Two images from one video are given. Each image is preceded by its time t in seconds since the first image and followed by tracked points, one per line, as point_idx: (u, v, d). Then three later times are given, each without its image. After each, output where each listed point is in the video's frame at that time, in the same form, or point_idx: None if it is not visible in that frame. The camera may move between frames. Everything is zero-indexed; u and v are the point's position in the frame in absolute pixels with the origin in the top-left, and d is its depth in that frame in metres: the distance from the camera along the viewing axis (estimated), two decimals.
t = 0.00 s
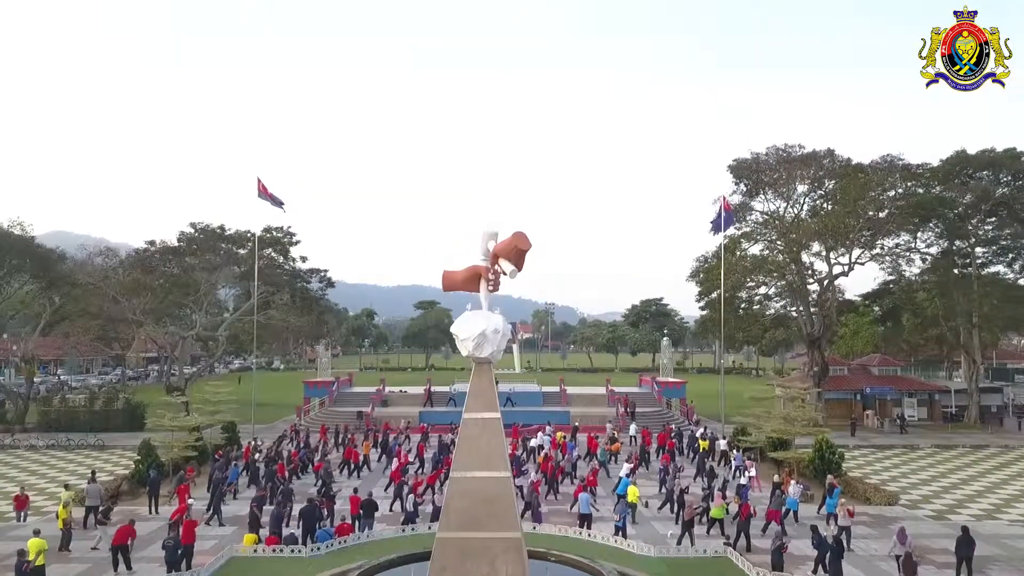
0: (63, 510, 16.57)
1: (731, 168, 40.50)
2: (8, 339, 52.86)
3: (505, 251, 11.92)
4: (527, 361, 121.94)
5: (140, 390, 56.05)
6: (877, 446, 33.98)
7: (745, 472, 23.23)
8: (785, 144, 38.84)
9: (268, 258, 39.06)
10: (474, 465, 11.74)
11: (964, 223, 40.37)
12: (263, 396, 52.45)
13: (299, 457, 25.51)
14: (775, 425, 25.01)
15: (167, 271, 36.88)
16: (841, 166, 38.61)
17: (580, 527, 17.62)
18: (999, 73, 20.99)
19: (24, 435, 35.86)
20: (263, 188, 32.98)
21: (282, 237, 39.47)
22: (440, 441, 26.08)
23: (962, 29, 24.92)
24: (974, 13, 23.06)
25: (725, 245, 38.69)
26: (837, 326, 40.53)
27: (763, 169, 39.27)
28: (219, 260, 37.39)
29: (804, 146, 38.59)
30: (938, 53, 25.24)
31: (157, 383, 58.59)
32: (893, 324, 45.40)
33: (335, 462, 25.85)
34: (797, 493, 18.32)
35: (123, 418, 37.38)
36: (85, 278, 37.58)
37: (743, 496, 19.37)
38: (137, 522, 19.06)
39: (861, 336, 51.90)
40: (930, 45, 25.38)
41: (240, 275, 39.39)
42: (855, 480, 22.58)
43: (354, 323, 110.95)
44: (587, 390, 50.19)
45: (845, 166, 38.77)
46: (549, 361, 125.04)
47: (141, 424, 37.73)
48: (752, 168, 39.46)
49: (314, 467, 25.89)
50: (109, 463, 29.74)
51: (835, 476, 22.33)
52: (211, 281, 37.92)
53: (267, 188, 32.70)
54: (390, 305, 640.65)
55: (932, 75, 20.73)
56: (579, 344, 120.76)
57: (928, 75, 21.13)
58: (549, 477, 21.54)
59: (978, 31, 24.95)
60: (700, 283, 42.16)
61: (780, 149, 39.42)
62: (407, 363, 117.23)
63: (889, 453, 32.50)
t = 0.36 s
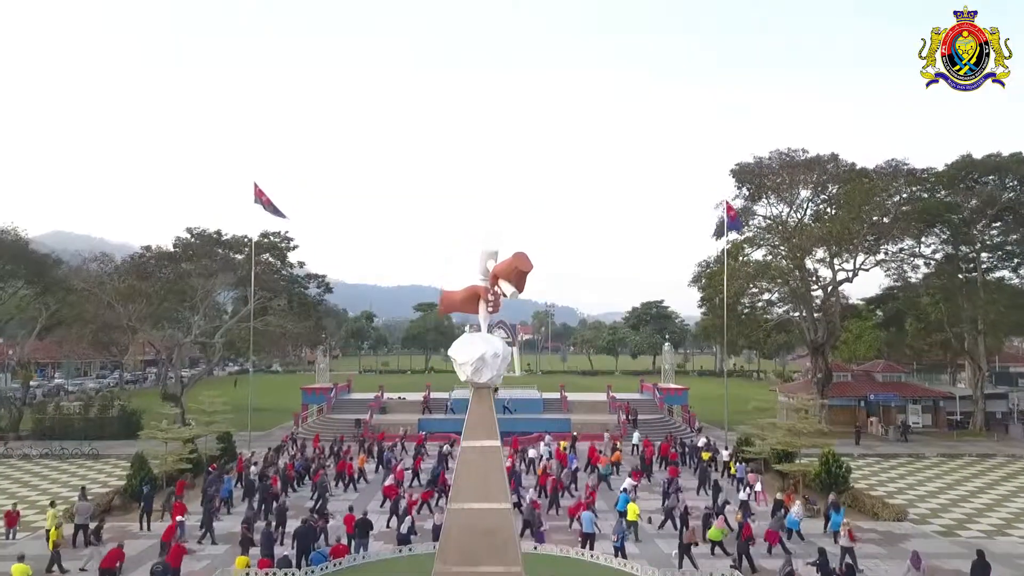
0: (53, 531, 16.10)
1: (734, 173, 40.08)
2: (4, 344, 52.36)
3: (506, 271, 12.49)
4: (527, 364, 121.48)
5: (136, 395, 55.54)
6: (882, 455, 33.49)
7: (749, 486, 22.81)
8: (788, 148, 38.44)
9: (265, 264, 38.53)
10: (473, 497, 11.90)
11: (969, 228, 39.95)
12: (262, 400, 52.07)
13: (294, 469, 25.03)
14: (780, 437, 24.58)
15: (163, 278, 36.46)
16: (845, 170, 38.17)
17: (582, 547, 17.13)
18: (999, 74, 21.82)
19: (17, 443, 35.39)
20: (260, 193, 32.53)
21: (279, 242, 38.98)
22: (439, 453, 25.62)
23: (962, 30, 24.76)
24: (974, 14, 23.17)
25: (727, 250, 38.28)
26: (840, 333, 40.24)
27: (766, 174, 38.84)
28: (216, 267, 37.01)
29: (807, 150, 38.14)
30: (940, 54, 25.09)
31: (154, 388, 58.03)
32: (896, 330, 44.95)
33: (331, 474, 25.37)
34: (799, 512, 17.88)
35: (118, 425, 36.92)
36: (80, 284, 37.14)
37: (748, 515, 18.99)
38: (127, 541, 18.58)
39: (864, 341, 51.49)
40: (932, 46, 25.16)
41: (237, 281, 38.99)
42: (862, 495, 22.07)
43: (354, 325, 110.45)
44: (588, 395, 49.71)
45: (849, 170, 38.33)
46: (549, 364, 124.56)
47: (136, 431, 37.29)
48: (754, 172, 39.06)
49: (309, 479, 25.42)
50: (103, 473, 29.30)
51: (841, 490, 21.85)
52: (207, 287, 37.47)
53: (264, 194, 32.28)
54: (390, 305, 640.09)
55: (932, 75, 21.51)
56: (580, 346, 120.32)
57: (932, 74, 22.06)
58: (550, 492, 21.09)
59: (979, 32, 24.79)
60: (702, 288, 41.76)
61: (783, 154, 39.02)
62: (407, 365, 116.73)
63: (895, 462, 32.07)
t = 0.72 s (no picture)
0: (47, 553, 15.54)
1: (737, 176, 39.65)
2: None
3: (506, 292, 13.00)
4: (528, 365, 121.12)
5: (133, 400, 55.04)
6: (887, 464, 33.02)
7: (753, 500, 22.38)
8: (792, 151, 37.99)
9: (263, 269, 38.19)
10: (474, 529, 12.19)
11: (973, 232, 39.58)
12: (260, 405, 51.58)
13: (289, 480, 24.57)
14: (785, 449, 24.18)
15: (157, 284, 35.57)
16: (850, 175, 37.69)
17: (583, 567, 16.68)
18: (999, 73, 22.57)
19: (10, 451, 34.92)
20: (257, 200, 32.12)
21: (277, 246, 38.68)
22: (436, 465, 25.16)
23: (963, 31, 24.55)
24: (977, 16, 23.00)
25: (731, 255, 37.85)
26: (843, 339, 40.08)
27: (770, 178, 38.33)
28: (212, 273, 36.12)
29: (811, 154, 37.69)
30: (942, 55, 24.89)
31: (151, 393, 57.58)
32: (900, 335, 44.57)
33: (326, 487, 24.88)
34: (804, 530, 17.44)
35: (113, 433, 36.44)
36: (74, 289, 36.70)
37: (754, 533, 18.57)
38: (118, 559, 18.08)
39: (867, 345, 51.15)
40: (932, 48, 24.96)
41: (234, 286, 38.26)
42: (870, 509, 21.59)
43: (354, 328, 110.03)
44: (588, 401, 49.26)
45: (854, 174, 37.85)
46: (549, 365, 124.18)
47: (132, 438, 36.81)
48: (758, 176, 38.56)
49: (305, 491, 24.92)
50: (96, 484, 28.75)
51: (848, 503, 21.39)
52: (203, 294, 36.78)
53: (261, 201, 31.85)
54: (390, 306, 639.63)
55: (932, 75, 22.44)
56: (580, 348, 119.89)
57: (929, 73, 22.57)
58: (551, 508, 20.63)
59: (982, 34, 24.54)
60: (704, 293, 41.38)
61: (787, 158, 38.53)
62: (406, 368, 116.25)
63: (900, 471, 31.63)
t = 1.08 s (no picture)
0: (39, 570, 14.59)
1: (739, 180, 39.28)
2: None
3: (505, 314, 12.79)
4: (528, 366, 120.80)
5: (131, 404, 54.60)
6: (893, 472, 32.60)
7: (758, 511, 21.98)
8: (795, 154, 37.61)
9: (260, 273, 38.01)
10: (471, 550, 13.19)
11: (977, 236, 39.22)
12: (257, 409, 51.20)
13: (285, 490, 24.16)
14: (789, 459, 23.83)
15: (153, 289, 35.05)
16: (853, 178, 37.32)
17: None
18: (999, 73, 22.71)
19: (4, 458, 34.49)
20: (254, 205, 31.77)
21: (274, 250, 38.63)
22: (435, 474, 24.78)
23: (963, 30, 24.29)
24: (978, 16, 22.72)
25: (733, 259, 37.49)
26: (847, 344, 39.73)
27: (772, 181, 37.92)
28: (209, 278, 35.67)
29: (815, 157, 37.28)
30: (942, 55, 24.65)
31: (149, 397, 57.14)
32: (903, 340, 44.24)
33: (323, 497, 24.46)
34: (811, 545, 17.05)
35: (108, 439, 36.02)
36: (69, 295, 36.31)
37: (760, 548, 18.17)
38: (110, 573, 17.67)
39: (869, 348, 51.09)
40: (931, 48, 24.71)
41: (231, 290, 37.88)
42: (878, 521, 21.18)
43: (353, 329, 109.61)
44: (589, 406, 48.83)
45: (858, 177, 37.48)
46: (550, 366, 123.91)
47: (128, 443, 36.43)
48: (760, 179, 38.13)
49: (302, 501, 24.51)
50: (89, 492, 28.33)
51: (855, 515, 20.99)
52: (199, 299, 36.14)
53: (257, 205, 31.46)
54: (390, 306, 639.19)
55: (932, 75, 22.71)
56: (580, 349, 119.55)
57: (927, 74, 22.95)
58: (552, 520, 20.21)
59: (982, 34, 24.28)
60: (706, 298, 41.04)
61: (790, 161, 38.12)
62: (406, 369, 115.86)
63: (906, 479, 31.23)
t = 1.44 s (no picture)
0: None
1: (741, 183, 38.91)
2: None
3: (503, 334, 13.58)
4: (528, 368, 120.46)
5: (127, 408, 54.23)
6: (898, 480, 32.17)
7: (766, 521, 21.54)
8: (798, 157, 37.27)
9: (258, 277, 37.87)
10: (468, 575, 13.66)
11: (982, 240, 38.87)
12: (254, 414, 50.76)
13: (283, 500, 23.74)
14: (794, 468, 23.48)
15: (149, 294, 34.63)
16: (857, 181, 36.98)
17: None
18: (999, 73, 23.11)
19: None
20: (248, 212, 31.43)
21: (272, 254, 38.53)
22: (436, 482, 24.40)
23: (962, 31, 24.12)
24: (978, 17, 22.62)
25: (736, 263, 37.11)
26: (850, 349, 39.35)
27: (775, 184, 37.57)
28: (206, 282, 35.33)
29: (818, 160, 36.93)
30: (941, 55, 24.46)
31: (145, 401, 56.66)
32: (907, 344, 43.86)
33: (322, 506, 24.04)
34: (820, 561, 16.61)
35: (104, 445, 35.59)
36: (64, 300, 35.86)
37: (767, 563, 17.68)
38: None
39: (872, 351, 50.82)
40: (930, 48, 24.50)
41: (229, 294, 37.55)
42: (886, 532, 20.73)
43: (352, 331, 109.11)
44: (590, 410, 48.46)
45: (862, 180, 37.14)
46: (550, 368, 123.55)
47: (124, 449, 36.03)
48: (763, 182, 37.76)
49: (300, 511, 24.08)
50: (83, 500, 27.88)
51: (862, 527, 20.49)
52: (195, 304, 35.78)
53: (251, 211, 31.13)
54: (390, 306, 638.83)
55: (932, 75, 23.33)
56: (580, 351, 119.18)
57: (927, 74, 23.62)
58: (555, 532, 19.75)
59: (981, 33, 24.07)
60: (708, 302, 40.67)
61: (793, 164, 37.74)
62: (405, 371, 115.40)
63: (912, 486, 30.89)
